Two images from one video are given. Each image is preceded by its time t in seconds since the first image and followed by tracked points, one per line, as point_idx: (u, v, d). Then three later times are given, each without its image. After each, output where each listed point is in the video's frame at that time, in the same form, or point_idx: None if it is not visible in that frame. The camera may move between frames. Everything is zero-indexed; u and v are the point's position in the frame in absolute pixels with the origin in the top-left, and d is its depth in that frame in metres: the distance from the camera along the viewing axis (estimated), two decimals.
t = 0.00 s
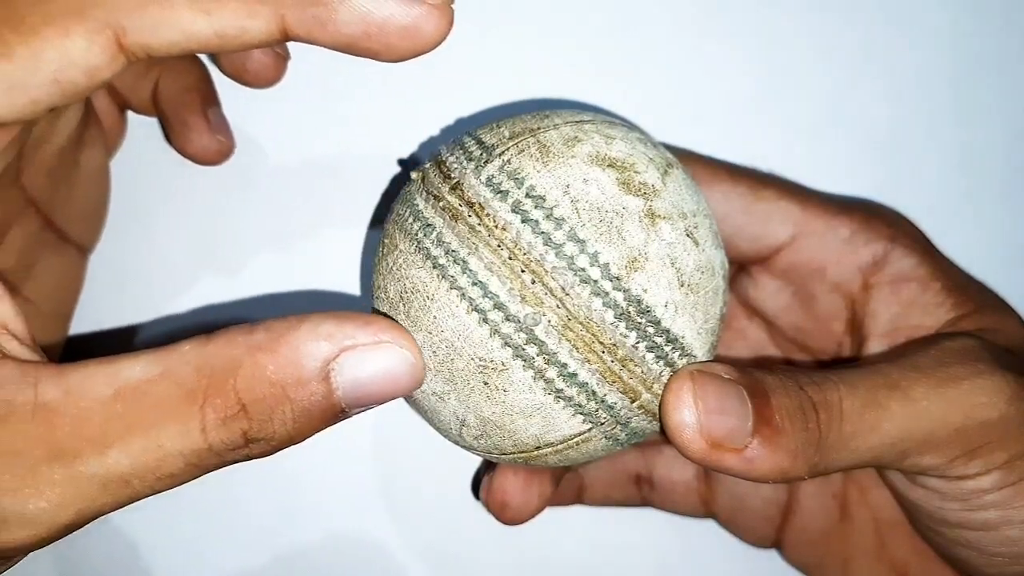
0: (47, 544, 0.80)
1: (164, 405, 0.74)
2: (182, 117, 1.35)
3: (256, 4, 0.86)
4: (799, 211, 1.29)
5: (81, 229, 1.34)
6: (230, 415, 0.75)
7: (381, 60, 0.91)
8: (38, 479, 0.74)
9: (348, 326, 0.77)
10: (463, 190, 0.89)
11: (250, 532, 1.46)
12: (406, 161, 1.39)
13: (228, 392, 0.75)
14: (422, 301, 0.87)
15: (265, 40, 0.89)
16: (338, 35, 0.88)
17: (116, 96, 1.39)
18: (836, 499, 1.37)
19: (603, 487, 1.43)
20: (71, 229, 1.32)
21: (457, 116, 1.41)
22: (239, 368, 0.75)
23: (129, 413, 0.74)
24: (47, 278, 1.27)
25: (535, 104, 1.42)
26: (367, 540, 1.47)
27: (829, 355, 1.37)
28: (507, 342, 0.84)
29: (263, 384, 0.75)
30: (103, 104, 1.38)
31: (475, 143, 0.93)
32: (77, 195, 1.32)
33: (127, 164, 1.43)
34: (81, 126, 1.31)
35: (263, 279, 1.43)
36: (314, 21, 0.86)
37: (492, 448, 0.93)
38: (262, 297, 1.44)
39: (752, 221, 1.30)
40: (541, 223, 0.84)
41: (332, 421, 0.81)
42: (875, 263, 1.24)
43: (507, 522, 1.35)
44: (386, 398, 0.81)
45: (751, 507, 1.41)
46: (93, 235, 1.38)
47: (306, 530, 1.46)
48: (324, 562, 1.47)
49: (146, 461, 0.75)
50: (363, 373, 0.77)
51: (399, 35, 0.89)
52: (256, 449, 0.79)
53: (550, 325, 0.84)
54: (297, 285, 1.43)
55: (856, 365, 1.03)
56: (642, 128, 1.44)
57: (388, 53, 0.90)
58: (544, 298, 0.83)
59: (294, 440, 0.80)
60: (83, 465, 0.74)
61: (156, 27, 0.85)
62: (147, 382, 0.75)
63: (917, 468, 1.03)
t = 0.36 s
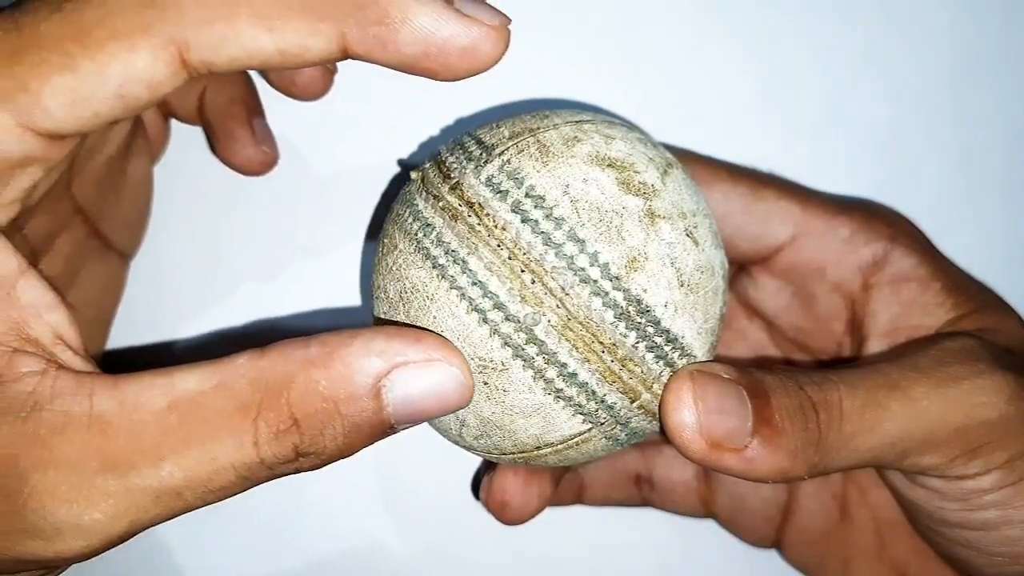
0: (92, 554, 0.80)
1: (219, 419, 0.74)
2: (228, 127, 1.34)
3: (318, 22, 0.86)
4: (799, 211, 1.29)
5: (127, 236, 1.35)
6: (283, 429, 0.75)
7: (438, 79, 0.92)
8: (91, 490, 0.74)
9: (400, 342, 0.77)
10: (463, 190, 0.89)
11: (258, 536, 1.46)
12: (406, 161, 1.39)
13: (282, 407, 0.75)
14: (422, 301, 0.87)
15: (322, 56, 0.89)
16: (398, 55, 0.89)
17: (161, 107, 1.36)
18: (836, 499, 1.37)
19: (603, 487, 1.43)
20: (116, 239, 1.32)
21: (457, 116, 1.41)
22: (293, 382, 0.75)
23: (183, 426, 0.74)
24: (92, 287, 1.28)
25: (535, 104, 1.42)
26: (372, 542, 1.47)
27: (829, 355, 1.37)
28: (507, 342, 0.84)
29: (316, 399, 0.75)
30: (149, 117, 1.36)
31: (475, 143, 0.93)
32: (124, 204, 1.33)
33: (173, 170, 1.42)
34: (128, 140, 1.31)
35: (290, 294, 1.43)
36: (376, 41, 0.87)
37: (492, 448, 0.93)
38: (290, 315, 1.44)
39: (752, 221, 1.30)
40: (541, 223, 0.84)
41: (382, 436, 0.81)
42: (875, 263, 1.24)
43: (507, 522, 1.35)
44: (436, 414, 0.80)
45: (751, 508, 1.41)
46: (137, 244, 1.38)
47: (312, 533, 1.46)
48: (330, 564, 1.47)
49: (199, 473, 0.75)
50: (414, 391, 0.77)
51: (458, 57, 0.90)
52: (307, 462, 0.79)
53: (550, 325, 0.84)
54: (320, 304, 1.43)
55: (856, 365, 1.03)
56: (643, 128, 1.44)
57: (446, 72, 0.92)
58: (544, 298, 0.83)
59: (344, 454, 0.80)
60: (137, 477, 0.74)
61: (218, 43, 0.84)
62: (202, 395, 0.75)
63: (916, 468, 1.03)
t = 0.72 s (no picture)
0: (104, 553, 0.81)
1: (228, 419, 0.74)
2: (238, 132, 1.34)
3: (330, 28, 0.87)
4: (799, 211, 1.29)
5: (137, 238, 1.35)
6: (292, 430, 0.75)
7: (446, 83, 0.93)
8: (103, 488, 0.75)
9: (408, 344, 0.76)
10: (463, 189, 0.89)
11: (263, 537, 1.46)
12: (406, 161, 1.39)
13: (291, 408, 0.75)
14: (422, 301, 0.87)
15: (335, 62, 0.89)
16: (407, 60, 0.89)
17: (172, 112, 1.37)
18: (836, 499, 1.37)
19: (603, 487, 1.43)
20: (127, 242, 1.33)
21: (457, 116, 1.41)
22: (302, 383, 0.75)
23: (194, 426, 0.74)
24: (101, 290, 1.28)
25: (536, 104, 1.42)
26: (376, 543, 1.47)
27: (829, 355, 1.37)
28: (507, 342, 0.84)
29: (325, 399, 0.75)
30: (161, 124, 1.37)
31: (475, 142, 0.93)
32: (136, 206, 1.34)
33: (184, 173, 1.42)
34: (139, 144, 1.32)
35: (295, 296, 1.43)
36: (386, 46, 0.88)
37: (492, 448, 0.93)
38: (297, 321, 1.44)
39: (752, 220, 1.30)
40: (541, 223, 0.84)
41: (387, 437, 0.81)
42: (875, 263, 1.24)
43: (507, 521, 1.35)
44: (442, 415, 0.80)
45: (751, 508, 1.41)
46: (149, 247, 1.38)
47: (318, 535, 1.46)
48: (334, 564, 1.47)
49: (209, 473, 0.75)
50: (420, 393, 0.77)
51: (465, 61, 0.90)
52: (315, 462, 0.79)
53: (550, 325, 0.84)
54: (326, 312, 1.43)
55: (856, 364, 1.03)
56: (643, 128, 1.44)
57: (454, 77, 0.92)
58: (544, 298, 0.83)
59: (351, 455, 0.80)
60: (149, 476, 0.74)
61: (233, 49, 0.85)
62: (213, 395, 0.75)
63: (916, 468, 1.03)
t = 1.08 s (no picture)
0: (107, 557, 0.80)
1: (234, 425, 0.74)
2: (239, 138, 1.34)
3: (332, 39, 0.87)
4: (799, 211, 1.29)
5: (139, 243, 1.35)
6: (296, 437, 0.75)
7: (448, 93, 0.94)
8: (108, 493, 0.74)
9: (413, 355, 0.77)
10: (463, 190, 0.89)
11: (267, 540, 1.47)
12: (406, 161, 1.39)
13: (295, 415, 0.75)
14: (422, 301, 0.87)
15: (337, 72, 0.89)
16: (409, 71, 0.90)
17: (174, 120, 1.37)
18: (836, 499, 1.37)
19: (604, 486, 1.43)
20: (127, 246, 1.32)
21: (457, 116, 1.41)
22: (307, 391, 0.75)
23: (200, 432, 0.74)
24: (105, 296, 1.29)
25: (536, 104, 1.42)
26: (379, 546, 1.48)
27: (829, 354, 1.37)
28: (507, 342, 0.84)
29: (329, 409, 0.75)
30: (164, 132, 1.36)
31: (475, 142, 0.93)
32: (137, 211, 1.34)
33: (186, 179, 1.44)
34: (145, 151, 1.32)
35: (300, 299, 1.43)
36: (389, 57, 0.88)
37: (492, 448, 0.93)
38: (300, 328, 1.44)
39: (752, 220, 1.30)
40: (541, 223, 0.84)
41: (386, 450, 0.81)
42: (875, 263, 1.24)
43: (507, 522, 1.35)
44: (444, 426, 0.81)
45: (751, 507, 1.42)
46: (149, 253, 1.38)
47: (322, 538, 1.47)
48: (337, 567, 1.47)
49: (213, 479, 0.75)
50: (421, 406, 0.77)
51: (466, 73, 0.91)
52: (317, 470, 0.79)
53: (550, 325, 0.84)
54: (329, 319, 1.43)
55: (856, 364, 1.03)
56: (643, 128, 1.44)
57: (455, 87, 0.93)
58: (544, 298, 0.83)
59: (352, 464, 0.80)
60: (153, 481, 0.74)
61: (237, 60, 0.85)
62: (219, 402, 0.75)
63: (916, 467, 1.03)
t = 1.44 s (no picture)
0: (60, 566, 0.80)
1: (191, 433, 0.74)
2: (208, 118, 1.35)
3: (298, 10, 0.86)
4: (799, 210, 1.29)
5: (102, 230, 1.35)
6: (256, 447, 0.75)
7: (424, 68, 0.92)
8: (55, 502, 0.74)
9: (385, 364, 0.76)
10: (463, 190, 0.89)
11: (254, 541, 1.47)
12: (406, 161, 1.39)
13: (257, 424, 0.75)
14: (422, 301, 0.87)
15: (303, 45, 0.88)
16: (383, 44, 0.89)
17: (136, 96, 1.37)
18: (836, 499, 1.37)
19: (604, 487, 1.43)
20: (90, 233, 1.32)
21: (457, 116, 1.41)
22: (270, 400, 0.75)
23: (155, 440, 0.74)
24: (66, 284, 1.27)
25: (536, 104, 1.42)
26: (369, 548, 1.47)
27: (829, 355, 1.37)
28: (507, 342, 0.84)
29: (293, 418, 0.75)
30: (128, 109, 1.37)
31: (475, 143, 0.93)
32: (99, 198, 1.33)
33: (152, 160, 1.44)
34: (107, 130, 1.31)
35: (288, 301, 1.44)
36: (358, 29, 0.87)
37: (492, 448, 0.93)
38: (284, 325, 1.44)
39: (752, 220, 1.30)
40: (541, 223, 0.84)
41: (355, 460, 0.81)
42: (875, 263, 1.24)
43: (507, 522, 1.35)
44: (418, 438, 0.81)
45: (751, 507, 1.42)
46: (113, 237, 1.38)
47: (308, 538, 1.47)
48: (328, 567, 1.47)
49: (168, 488, 0.75)
50: (394, 416, 0.77)
51: (442, 45, 0.90)
52: (280, 480, 0.79)
53: (550, 325, 0.84)
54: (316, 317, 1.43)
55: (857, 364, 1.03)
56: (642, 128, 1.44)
57: (431, 61, 0.91)
58: (544, 298, 0.83)
59: (319, 475, 0.80)
60: (102, 490, 0.74)
61: (193, 31, 0.84)
62: (177, 406, 0.75)
63: (916, 467, 1.03)
